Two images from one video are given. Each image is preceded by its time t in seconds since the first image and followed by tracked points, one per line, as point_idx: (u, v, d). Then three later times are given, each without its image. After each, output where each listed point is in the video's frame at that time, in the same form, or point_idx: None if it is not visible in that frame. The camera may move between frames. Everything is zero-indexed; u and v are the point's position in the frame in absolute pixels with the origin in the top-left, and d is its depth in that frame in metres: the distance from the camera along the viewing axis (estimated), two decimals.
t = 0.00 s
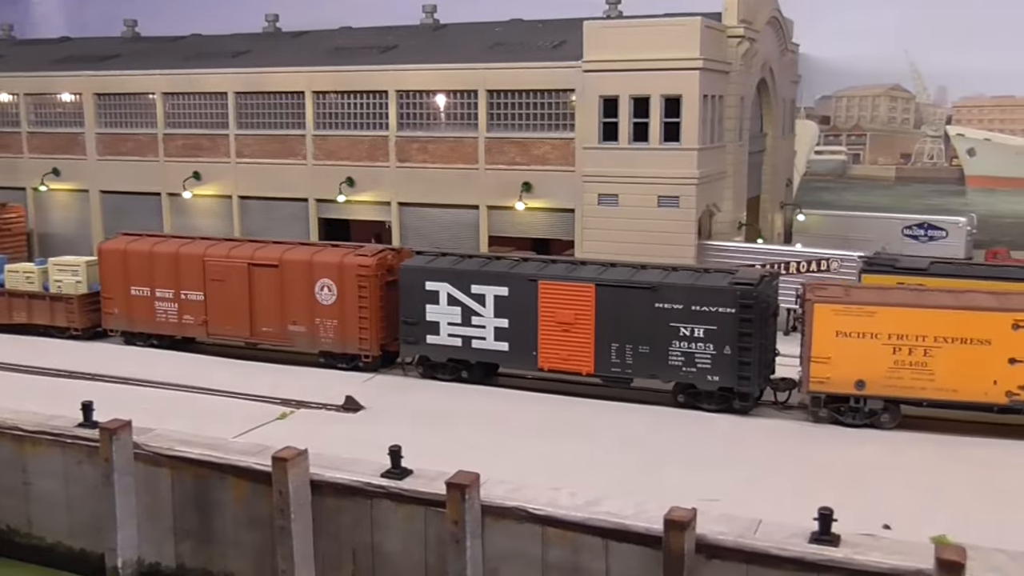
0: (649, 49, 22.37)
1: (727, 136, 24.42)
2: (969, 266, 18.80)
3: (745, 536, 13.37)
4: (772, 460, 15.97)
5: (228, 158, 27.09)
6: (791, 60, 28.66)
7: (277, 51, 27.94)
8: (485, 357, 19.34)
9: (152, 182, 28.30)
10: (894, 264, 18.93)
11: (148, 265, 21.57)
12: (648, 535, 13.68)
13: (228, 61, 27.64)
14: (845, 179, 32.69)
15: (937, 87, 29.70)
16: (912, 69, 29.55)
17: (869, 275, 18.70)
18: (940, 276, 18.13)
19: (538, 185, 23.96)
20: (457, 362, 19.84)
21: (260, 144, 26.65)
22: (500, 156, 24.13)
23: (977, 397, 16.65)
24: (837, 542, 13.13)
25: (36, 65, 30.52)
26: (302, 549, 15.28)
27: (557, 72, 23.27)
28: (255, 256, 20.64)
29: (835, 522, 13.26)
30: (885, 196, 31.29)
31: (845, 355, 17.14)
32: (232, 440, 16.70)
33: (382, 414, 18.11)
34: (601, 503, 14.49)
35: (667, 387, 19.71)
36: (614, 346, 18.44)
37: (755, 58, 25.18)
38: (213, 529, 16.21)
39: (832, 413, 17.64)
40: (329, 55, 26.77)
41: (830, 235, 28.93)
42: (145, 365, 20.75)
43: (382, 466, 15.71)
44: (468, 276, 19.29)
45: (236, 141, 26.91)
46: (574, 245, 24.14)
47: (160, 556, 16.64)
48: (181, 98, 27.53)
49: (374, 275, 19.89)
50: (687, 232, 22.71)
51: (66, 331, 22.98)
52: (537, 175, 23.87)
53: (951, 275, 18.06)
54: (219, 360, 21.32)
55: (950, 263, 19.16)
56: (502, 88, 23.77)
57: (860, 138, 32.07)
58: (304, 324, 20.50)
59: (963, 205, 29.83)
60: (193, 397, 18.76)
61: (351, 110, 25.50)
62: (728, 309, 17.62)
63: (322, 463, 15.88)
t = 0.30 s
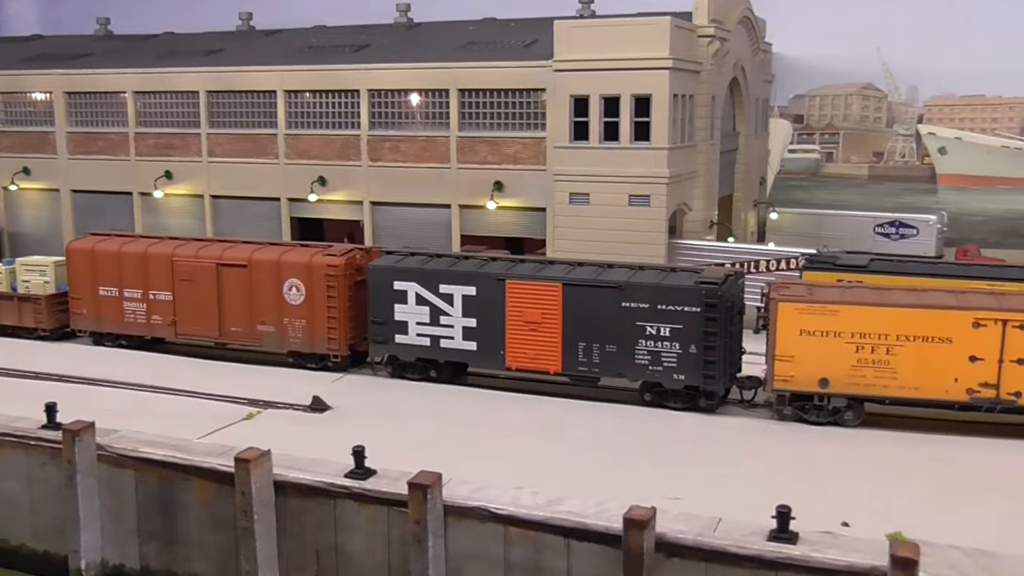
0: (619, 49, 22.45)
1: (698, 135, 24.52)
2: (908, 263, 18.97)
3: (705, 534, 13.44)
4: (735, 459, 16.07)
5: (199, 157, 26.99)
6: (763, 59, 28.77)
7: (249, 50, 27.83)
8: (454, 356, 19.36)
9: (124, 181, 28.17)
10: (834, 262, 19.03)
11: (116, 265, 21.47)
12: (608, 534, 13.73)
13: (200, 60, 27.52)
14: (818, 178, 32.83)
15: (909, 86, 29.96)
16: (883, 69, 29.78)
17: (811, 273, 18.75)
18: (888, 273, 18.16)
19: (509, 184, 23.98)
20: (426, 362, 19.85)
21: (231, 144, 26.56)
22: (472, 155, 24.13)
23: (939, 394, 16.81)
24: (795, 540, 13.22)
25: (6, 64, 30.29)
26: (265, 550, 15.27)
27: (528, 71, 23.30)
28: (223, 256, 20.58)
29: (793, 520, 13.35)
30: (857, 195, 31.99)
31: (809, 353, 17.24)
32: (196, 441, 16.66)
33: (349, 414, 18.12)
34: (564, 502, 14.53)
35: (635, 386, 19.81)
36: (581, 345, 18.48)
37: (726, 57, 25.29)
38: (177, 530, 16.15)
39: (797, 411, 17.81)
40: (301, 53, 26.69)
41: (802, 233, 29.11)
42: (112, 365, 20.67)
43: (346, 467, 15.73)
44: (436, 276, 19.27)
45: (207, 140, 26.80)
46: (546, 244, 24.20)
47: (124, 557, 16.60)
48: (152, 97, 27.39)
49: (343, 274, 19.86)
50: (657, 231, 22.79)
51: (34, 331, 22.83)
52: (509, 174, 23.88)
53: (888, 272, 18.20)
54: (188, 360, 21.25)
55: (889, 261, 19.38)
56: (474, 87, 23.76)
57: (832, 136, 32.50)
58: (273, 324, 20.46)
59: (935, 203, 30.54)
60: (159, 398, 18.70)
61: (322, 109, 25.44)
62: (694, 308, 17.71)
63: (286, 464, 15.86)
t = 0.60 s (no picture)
0: (591, 48, 22.48)
1: (671, 134, 24.60)
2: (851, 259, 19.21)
3: (666, 533, 13.51)
4: (700, 458, 16.15)
5: (172, 157, 26.86)
6: (737, 58, 28.86)
7: (222, 49, 27.71)
8: (424, 356, 19.34)
9: (96, 180, 28.01)
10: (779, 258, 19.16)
11: (85, 265, 21.34)
12: (571, 533, 13.78)
13: (172, 59, 27.38)
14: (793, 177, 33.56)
15: (882, 85, 30.18)
16: (857, 69, 29.96)
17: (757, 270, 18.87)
18: (849, 270, 18.30)
19: (482, 183, 23.97)
20: (396, 361, 19.83)
21: (203, 143, 26.44)
22: (444, 154, 24.11)
23: (903, 391, 16.93)
24: (756, 538, 13.30)
25: None
26: (231, 551, 15.22)
27: (500, 71, 23.30)
28: (192, 256, 20.48)
29: (754, 518, 13.43)
30: (831, 193, 32.73)
31: (775, 352, 17.33)
32: (161, 442, 16.59)
33: (318, 415, 18.10)
34: (528, 502, 14.56)
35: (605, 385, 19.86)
36: (550, 344, 18.51)
37: (699, 55, 25.38)
38: (142, 531, 16.06)
39: (764, 409, 17.87)
40: (274, 53, 26.60)
41: (777, 231, 29.26)
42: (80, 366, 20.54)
43: (312, 467, 15.70)
44: (405, 276, 19.24)
45: (179, 139, 26.67)
46: (519, 243, 24.24)
47: (89, 560, 16.50)
48: (124, 96, 27.23)
49: (312, 274, 19.80)
50: (629, 229, 22.84)
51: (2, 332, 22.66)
52: (481, 173, 23.88)
53: (834, 268, 18.38)
54: (157, 361, 21.15)
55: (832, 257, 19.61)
56: (446, 86, 23.73)
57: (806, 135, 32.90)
58: (243, 325, 20.38)
59: (908, 202, 31.03)
60: (127, 399, 18.61)
61: (294, 109, 25.36)
62: (662, 307, 17.76)
63: (251, 464, 15.82)
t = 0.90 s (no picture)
0: (563, 48, 22.53)
1: (644, 134, 24.66)
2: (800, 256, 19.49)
3: (630, 533, 13.56)
4: (667, 458, 16.21)
5: (144, 158, 26.73)
6: (711, 58, 28.95)
7: (195, 49, 27.59)
8: (395, 357, 19.31)
9: (68, 182, 27.86)
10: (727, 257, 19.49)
11: (54, 267, 21.20)
12: (536, 533, 13.81)
13: (145, 60, 27.24)
14: (770, 176, 33.44)
15: (856, 85, 30.36)
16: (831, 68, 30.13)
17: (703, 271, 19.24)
18: (817, 269, 18.40)
19: (455, 183, 23.97)
20: (367, 362, 19.80)
21: (176, 144, 26.33)
22: (418, 155, 24.09)
23: (870, 390, 17.04)
24: (719, 537, 13.38)
25: None
26: (197, 553, 15.15)
27: (473, 71, 23.29)
28: (162, 258, 20.38)
29: (718, 517, 13.49)
30: (806, 192, 32.79)
31: (743, 351, 17.39)
32: (128, 444, 16.50)
33: (287, 417, 18.07)
34: (494, 502, 14.57)
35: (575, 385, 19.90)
36: (521, 345, 18.53)
37: (672, 56, 25.48)
38: (108, 534, 15.97)
39: (733, 408, 17.94)
40: (247, 53, 26.52)
41: (752, 230, 29.38)
42: (50, 369, 20.42)
43: (279, 469, 15.65)
44: (375, 276, 19.19)
45: (152, 140, 26.55)
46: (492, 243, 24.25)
47: (55, 564, 16.41)
48: (96, 97, 27.05)
49: (283, 275, 19.74)
50: (601, 230, 22.89)
51: None
52: (455, 173, 23.88)
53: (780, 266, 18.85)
54: (128, 363, 21.06)
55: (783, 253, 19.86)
56: (419, 86, 23.69)
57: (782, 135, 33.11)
58: (214, 326, 20.31)
59: (881, 200, 31.22)
60: (96, 402, 18.51)
61: (267, 109, 25.27)
62: (631, 307, 17.81)
63: (218, 467, 15.76)
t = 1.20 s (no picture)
0: (536, 49, 22.58)
1: (618, 134, 24.70)
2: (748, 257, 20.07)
3: (594, 533, 13.59)
4: (634, 458, 16.25)
5: (117, 158, 26.59)
6: (686, 58, 29.02)
7: (167, 49, 27.44)
8: (365, 358, 19.29)
9: (40, 182, 27.69)
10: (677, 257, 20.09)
11: (23, 268, 21.06)
12: (500, 534, 13.82)
13: (117, 59, 27.09)
14: (744, 176, 33.77)
15: (831, 85, 30.50)
16: (806, 68, 30.25)
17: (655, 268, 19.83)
18: (785, 269, 18.51)
19: (429, 183, 23.96)
20: (338, 364, 19.77)
21: (149, 144, 26.21)
22: (391, 155, 24.06)
23: (836, 389, 17.15)
24: (682, 537, 13.44)
25: None
26: (163, 556, 15.09)
27: (445, 71, 23.27)
28: (132, 259, 20.28)
29: (680, 518, 13.55)
30: (783, 192, 32.96)
31: (711, 351, 17.47)
32: (93, 447, 16.41)
33: (256, 419, 18.03)
34: (460, 503, 14.58)
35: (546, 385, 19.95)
36: (491, 345, 18.54)
37: (646, 56, 25.55)
38: (73, 538, 15.86)
39: (701, 408, 18.01)
40: (221, 53, 26.42)
41: (728, 229, 29.52)
42: (18, 371, 20.29)
43: (245, 471, 15.60)
44: (345, 278, 19.16)
45: (125, 141, 26.41)
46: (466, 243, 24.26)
47: (20, 566, 16.33)
48: (67, 97, 26.89)
49: (253, 276, 19.68)
50: (574, 230, 22.95)
51: None
52: (428, 174, 23.86)
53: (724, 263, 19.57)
54: (98, 365, 20.95)
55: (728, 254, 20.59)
56: (392, 87, 23.65)
57: (757, 135, 33.50)
58: (184, 328, 20.23)
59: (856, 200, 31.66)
60: (63, 404, 18.40)
61: (240, 109, 25.18)
62: (600, 308, 17.85)
63: (184, 469, 15.69)
